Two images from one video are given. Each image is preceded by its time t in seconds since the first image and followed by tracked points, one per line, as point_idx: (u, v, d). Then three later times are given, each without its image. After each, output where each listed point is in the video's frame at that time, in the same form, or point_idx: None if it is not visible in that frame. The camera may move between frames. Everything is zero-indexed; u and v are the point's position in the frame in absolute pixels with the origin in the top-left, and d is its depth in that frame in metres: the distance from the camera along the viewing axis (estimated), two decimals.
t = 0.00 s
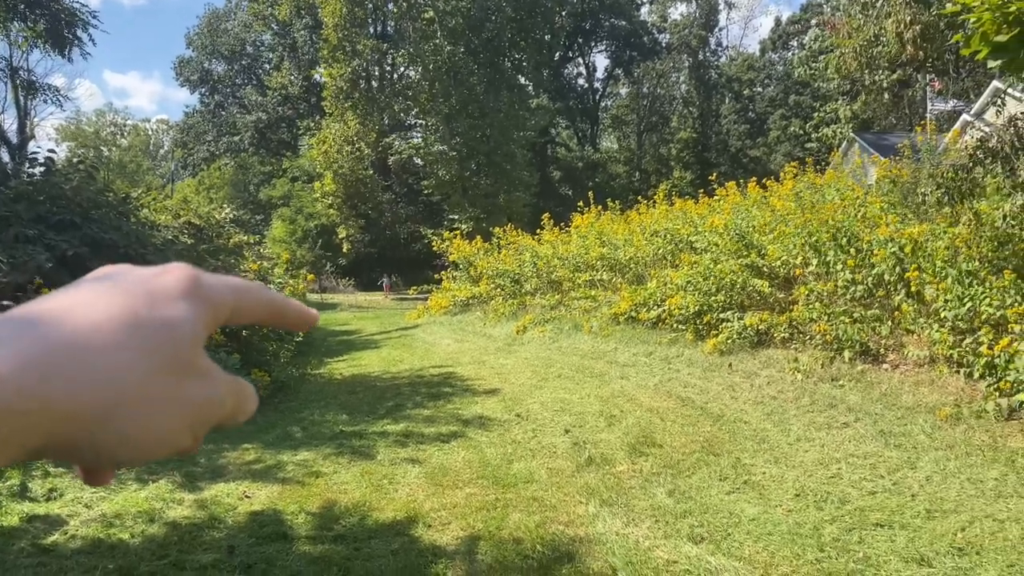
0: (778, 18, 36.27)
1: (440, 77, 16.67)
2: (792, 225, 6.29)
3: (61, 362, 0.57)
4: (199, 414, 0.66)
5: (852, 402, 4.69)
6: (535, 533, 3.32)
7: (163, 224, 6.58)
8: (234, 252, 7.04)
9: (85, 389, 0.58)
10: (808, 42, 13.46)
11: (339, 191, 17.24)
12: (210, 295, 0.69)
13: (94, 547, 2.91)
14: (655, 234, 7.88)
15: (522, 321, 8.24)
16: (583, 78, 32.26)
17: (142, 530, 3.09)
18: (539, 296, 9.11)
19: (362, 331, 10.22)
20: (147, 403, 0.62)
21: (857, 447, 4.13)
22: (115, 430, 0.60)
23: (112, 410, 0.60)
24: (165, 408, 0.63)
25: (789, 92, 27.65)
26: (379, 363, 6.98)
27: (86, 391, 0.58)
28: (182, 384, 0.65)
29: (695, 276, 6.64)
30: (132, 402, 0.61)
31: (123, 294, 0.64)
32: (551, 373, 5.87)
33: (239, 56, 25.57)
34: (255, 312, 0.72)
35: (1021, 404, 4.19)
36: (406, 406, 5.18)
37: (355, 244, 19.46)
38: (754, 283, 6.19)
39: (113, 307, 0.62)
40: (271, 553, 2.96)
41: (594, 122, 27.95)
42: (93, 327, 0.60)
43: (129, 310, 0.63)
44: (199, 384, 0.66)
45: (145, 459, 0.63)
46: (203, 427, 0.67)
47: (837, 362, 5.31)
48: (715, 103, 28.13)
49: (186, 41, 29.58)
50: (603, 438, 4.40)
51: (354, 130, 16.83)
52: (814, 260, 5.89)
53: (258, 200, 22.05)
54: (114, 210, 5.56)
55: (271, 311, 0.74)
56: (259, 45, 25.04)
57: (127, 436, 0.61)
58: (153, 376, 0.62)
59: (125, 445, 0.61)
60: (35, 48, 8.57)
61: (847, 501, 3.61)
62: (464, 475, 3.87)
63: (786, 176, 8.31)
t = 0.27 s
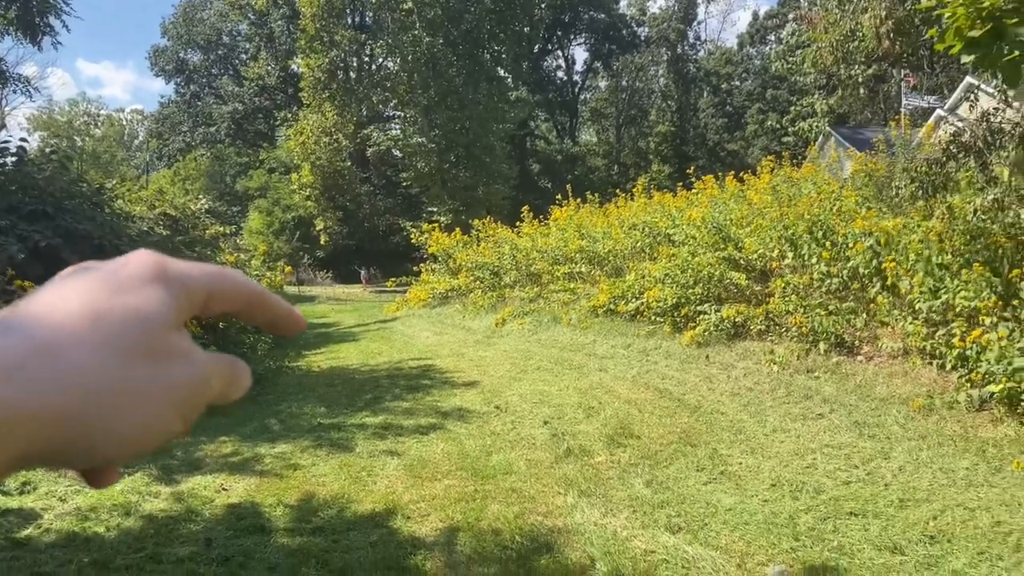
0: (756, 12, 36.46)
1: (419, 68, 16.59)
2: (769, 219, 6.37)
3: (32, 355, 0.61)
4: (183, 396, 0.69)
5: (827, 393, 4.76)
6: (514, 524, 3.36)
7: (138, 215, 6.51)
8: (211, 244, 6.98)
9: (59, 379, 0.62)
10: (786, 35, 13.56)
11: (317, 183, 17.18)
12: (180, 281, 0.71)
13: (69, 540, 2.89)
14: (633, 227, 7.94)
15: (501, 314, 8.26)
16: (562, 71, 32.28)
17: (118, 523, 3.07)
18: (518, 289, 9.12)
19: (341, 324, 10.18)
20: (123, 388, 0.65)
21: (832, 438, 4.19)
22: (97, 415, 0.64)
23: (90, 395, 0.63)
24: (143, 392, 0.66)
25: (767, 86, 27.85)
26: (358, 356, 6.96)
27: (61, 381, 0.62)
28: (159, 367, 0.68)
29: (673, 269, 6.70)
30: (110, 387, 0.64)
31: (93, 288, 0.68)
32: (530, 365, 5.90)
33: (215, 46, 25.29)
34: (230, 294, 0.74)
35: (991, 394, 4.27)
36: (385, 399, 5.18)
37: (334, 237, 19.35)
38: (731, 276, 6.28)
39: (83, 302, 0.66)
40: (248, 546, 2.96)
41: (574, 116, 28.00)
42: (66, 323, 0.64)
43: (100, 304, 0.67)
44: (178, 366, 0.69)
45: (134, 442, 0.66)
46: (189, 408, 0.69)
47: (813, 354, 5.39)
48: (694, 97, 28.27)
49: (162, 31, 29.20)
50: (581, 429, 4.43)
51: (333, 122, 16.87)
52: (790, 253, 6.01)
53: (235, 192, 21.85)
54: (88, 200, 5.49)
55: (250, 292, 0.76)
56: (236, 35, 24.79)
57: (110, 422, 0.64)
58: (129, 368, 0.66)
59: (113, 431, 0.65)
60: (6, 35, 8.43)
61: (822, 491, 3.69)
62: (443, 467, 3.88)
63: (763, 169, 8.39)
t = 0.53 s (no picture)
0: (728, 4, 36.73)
1: (392, 57, 16.46)
2: (740, 210, 6.43)
3: None
4: (169, 398, 0.59)
5: (797, 382, 4.84)
6: (487, 513, 3.39)
7: (105, 203, 6.40)
8: (180, 233, 6.88)
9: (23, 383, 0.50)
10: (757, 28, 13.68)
11: (288, 172, 17.05)
12: (153, 285, 0.63)
13: (36, 533, 2.85)
14: (607, 218, 7.99)
15: (475, 304, 8.25)
16: (536, 61, 32.25)
17: (87, 515, 3.03)
18: (492, 280, 9.11)
19: (312, 314, 10.11)
20: (108, 391, 0.55)
21: (801, 426, 4.27)
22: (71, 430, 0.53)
23: (63, 406, 0.52)
24: (124, 396, 0.56)
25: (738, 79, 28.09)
26: (330, 346, 6.93)
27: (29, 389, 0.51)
28: (140, 370, 0.57)
29: (646, 260, 6.76)
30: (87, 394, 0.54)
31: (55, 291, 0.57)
32: (504, 355, 5.91)
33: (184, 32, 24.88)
34: (202, 302, 0.66)
35: (955, 382, 4.38)
36: (358, 389, 5.16)
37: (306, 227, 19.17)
38: (703, 267, 6.36)
39: (46, 307, 0.56)
40: (220, 537, 2.94)
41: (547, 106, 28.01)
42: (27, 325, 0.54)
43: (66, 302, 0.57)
44: (163, 366, 0.59)
45: (117, 461, 0.56)
46: (174, 415, 0.60)
47: (783, 343, 5.47)
48: (667, 89, 28.42)
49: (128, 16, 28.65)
50: (555, 419, 4.45)
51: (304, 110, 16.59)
52: (761, 244, 6.07)
53: (205, 181, 21.55)
54: (54, 188, 5.38)
55: (220, 301, 0.69)
56: (205, 21, 24.39)
57: (89, 436, 0.54)
58: (113, 365, 0.56)
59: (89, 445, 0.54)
60: None
61: (791, 478, 3.76)
62: (416, 457, 3.89)
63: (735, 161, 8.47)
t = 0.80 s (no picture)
0: None
1: (358, 43, 16.27)
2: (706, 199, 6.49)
3: None
4: (158, 394, 0.53)
5: (759, 368, 4.94)
6: (455, 499, 3.42)
7: (63, 188, 6.25)
8: (142, 220, 6.76)
9: None
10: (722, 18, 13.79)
11: (253, 159, 16.95)
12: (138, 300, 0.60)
13: None
14: (575, 207, 8.04)
15: (443, 293, 8.24)
16: (504, 48, 32.15)
17: (47, 506, 2.99)
18: (460, 268, 9.11)
19: (278, 302, 10.02)
20: (80, 388, 0.50)
21: (763, 411, 4.36)
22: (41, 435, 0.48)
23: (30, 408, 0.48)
24: (101, 392, 0.51)
25: (705, 69, 28.31)
26: (297, 334, 6.88)
27: None
28: (120, 365, 0.52)
29: (612, 248, 6.82)
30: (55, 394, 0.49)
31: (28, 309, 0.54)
32: (472, 343, 5.92)
33: (144, 15, 24.34)
34: (192, 314, 0.61)
35: (912, 368, 4.53)
36: (325, 377, 5.14)
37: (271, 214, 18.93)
38: (668, 255, 6.45)
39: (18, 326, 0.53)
40: (185, 526, 2.93)
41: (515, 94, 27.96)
42: None
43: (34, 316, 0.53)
44: (144, 359, 0.53)
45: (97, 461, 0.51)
46: (169, 410, 0.54)
47: (746, 331, 5.59)
48: (634, 78, 28.54)
49: None
50: (522, 406, 4.49)
51: (269, 97, 16.58)
52: (726, 232, 6.13)
53: (167, 167, 21.14)
54: (9, 173, 5.25)
55: (211, 312, 0.63)
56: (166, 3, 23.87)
57: (62, 437, 0.49)
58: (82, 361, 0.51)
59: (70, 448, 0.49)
60: None
61: (753, 462, 3.85)
62: (384, 445, 3.90)
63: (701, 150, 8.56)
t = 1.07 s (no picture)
0: None
1: (318, 25, 16.01)
2: (665, 185, 6.56)
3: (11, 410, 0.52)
4: (196, 423, 0.59)
5: (717, 352, 5.02)
6: (417, 484, 3.42)
7: (10, 171, 6.07)
8: (94, 203, 6.61)
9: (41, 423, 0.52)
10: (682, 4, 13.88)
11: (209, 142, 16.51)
12: (164, 339, 0.66)
13: None
14: (537, 192, 8.07)
15: (404, 279, 8.19)
16: (466, 33, 31.96)
17: None
18: (422, 254, 9.07)
19: (236, 288, 9.87)
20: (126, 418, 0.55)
21: (721, 394, 4.44)
22: (95, 464, 0.53)
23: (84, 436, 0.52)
24: (146, 421, 0.56)
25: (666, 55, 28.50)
26: (255, 320, 6.80)
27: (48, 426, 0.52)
28: (158, 397, 0.57)
29: (574, 234, 6.85)
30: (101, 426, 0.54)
31: (69, 357, 0.60)
32: (434, 329, 5.92)
33: None
34: (215, 348, 0.69)
35: (865, 352, 4.68)
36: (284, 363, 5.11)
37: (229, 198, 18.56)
38: (629, 241, 6.51)
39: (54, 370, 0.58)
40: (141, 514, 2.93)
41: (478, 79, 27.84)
42: (46, 388, 0.56)
43: (78, 361, 0.59)
44: (179, 393, 0.59)
45: (152, 482, 0.56)
46: (206, 439, 0.59)
47: (705, 315, 5.67)
48: (596, 64, 28.60)
49: None
50: (484, 390, 4.51)
51: (226, 78, 16.27)
52: (685, 218, 6.21)
53: (121, 151, 20.66)
54: None
55: (235, 343, 0.72)
56: None
57: (117, 463, 0.54)
58: (123, 395, 0.56)
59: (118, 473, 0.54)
60: None
61: (711, 444, 3.91)
62: (345, 431, 3.89)
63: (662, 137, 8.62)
